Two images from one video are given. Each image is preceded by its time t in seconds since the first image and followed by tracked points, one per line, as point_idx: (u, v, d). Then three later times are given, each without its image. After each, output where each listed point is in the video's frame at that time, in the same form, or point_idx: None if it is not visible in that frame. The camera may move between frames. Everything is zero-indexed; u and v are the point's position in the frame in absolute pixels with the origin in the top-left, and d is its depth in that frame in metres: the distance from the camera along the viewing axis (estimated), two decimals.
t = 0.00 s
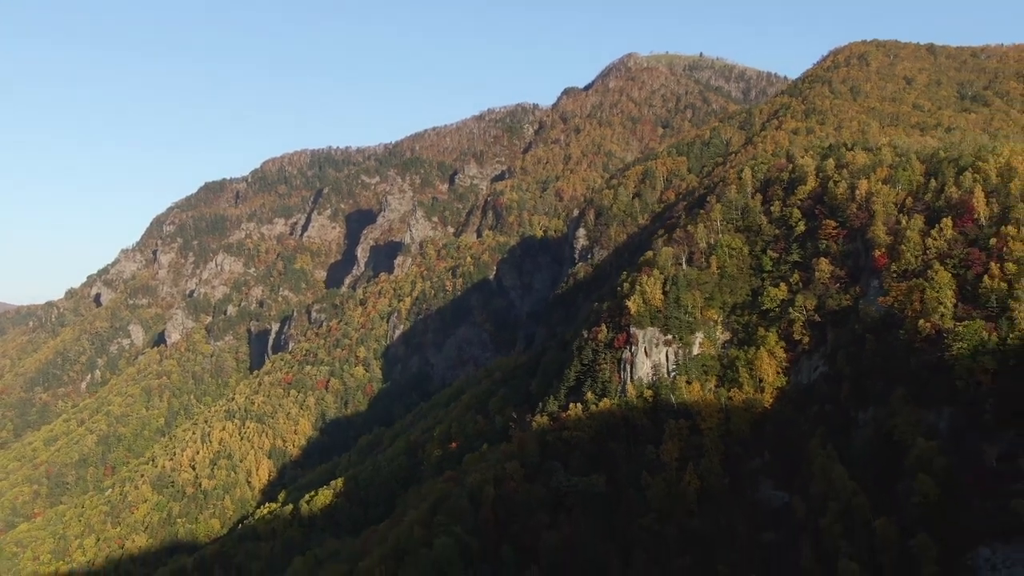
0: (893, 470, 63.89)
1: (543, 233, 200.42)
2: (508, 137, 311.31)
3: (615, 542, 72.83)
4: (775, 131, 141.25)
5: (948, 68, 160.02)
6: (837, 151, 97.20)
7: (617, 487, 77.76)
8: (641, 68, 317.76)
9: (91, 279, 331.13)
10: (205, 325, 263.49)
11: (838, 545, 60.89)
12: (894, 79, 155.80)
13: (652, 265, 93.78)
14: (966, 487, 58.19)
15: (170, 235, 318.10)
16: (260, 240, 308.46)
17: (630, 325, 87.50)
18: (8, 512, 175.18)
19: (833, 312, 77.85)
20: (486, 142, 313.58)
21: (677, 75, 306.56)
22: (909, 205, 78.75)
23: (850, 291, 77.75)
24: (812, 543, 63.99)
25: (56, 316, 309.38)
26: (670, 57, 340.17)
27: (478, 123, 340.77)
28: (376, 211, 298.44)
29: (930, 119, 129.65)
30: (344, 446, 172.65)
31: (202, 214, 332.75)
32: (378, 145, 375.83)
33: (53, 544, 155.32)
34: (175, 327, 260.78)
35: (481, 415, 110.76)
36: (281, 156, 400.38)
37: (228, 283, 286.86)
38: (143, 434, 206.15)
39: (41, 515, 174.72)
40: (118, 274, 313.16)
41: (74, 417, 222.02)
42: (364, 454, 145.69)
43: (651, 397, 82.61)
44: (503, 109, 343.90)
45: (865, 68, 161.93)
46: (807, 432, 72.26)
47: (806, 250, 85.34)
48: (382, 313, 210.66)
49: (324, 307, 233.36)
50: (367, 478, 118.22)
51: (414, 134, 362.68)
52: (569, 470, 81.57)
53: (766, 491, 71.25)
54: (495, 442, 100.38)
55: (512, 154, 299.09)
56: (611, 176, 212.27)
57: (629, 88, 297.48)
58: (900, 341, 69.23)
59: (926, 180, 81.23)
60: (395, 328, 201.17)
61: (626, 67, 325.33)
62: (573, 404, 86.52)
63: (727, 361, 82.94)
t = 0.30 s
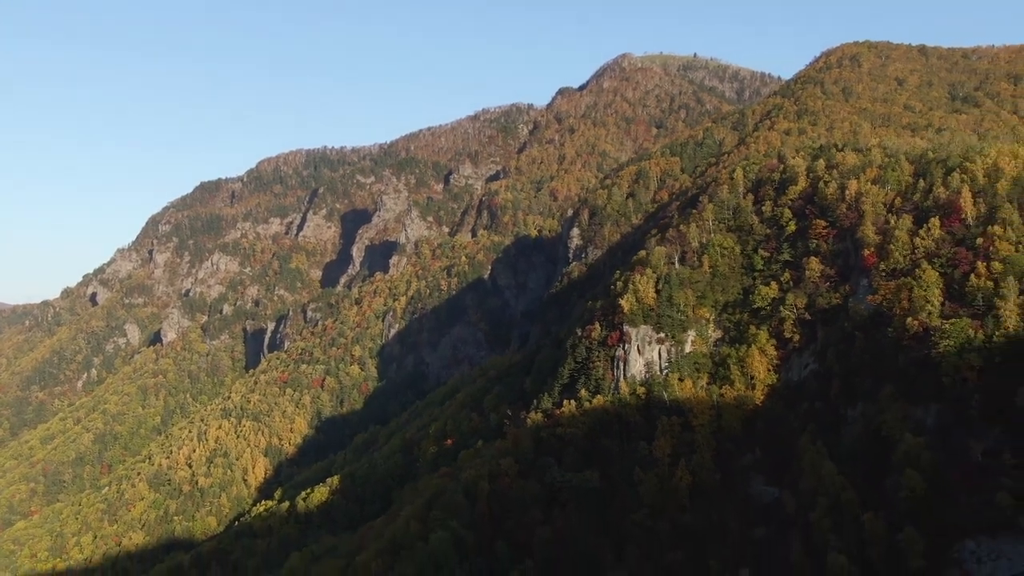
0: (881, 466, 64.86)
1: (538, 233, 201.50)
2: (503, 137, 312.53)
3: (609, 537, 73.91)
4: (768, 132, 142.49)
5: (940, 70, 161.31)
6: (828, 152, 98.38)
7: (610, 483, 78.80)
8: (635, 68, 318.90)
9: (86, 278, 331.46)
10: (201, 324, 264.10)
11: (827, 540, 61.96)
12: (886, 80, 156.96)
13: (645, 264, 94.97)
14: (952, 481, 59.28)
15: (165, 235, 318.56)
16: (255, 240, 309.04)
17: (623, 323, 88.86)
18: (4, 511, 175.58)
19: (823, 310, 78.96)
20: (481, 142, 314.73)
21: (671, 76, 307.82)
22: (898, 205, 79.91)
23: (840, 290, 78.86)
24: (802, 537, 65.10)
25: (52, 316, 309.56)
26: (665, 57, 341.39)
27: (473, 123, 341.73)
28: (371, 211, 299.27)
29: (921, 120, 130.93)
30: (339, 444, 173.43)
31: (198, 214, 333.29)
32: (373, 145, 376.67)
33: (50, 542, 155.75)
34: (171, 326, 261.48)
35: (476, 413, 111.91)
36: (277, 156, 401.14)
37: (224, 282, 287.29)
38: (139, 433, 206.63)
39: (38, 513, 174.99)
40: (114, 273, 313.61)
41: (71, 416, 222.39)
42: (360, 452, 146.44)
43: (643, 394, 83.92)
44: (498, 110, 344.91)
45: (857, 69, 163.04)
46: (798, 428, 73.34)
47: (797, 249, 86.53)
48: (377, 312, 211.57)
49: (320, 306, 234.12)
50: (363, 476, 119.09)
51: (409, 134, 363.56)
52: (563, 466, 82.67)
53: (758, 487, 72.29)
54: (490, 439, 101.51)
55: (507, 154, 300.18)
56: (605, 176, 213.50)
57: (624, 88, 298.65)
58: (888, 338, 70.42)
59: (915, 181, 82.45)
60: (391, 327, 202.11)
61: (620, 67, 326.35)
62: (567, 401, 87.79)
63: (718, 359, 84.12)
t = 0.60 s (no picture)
0: (869, 462, 65.91)
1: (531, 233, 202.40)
2: (496, 137, 313.46)
3: (601, 533, 74.99)
4: (759, 132, 143.72)
5: (930, 71, 162.68)
6: (818, 153, 99.59)
7: (603, 479, 79.93)
8: (628, 69, 319.83)
9: (81, 278, 331.73)
10: (195, 323, 264.60)
11: (816, 534, 63.05)
12: (877, 81, 158.18)
13: (637, 263, 96.18)
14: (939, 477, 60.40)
15: (160, 234, 319.04)
16: (250, 239, 309.61)
17: (616, 322, 90.08)
18: None
19: (812, 309, 80.08)
20: (474, 142, 315.67)
21: (664, 76, 308.91)
22: (886, 205, 81.17)
23: (829, 289, 80.01)
24: (790, 531, 66.20)
25: (47, 315, 309.73)
26: (658, 57, 342.22)
27: (467, 123, 342.57)
28: (366, 211, 299.99)
29: (911, 122, 132.25)
30: (334, 443, 174.28)
31: (192, 213, 333.77)
32: (367, 145, 377.40)
33: (46, 540, 156.26)
34: (166, 325, 261.97)
35: (470, 410, 113.02)
36: (271, 155, 401.45)
37: (218, 282, 287.68)
38: (134, 431, 207.08)
39: (33, 512, 175.30)
40: (109, 273, 314.01)
41: (65, 415, 222.73)
42: (354, 450, 147.21)
43: (635, 392, 85.14)
44: (491, 110, 345.85)
45: (848, 70, 164.30)
46: (787, 426, 74.39)
47: (787, 249, 87.76)
48: (372, 311, 212.39)
49: (314, 305, 234.89)
50: (357, 473, 119.96)
51: (403, 134, 364.40)
52: (556, 462, 83.77)
53: (748, 483, 73.36)
54: (484, 437, 102.62)
55: (501, 154, 301.20)
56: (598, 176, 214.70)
57: (617, 89, 299.72)
58: (875, 336, 71.53)
59: (903, 182, 83.73)
60: (385, 326, 203.03)
61: (613, 67, 327.30)
62: (560, 399, 88.99)
63: (709, 357, 85.32)
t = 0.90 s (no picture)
0: (853, 458, 67.04)
1: (522, 233, 203.56)
2: (488, 137, 314.79)
3: (591, 528, 76.28)
4: (748, 134, 145.16)
5: (917, 73, 164.45)
6: (804, 155, 101.00)
7: (593, 476, 81.07)
8: (618, 70, 321.20)
9: (72, 278, 331.54)
10: (187, 323, 264.95)
11: (800, 529, 64.27)
12: (864, 83, 159.76)
13: (627, 263, 97.55)
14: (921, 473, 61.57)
15: (151, 234, 319.36)
16: (241, 239, 310.08)
17: (606, 321, 91.41)
18: None
19: (798, 309, 81.33)
20: (466, 142, 316.79)
21: (655, 77, 310.32)
22: (871, 207, 82.60)
23: (815, 289, 81.29)
24: (776, 526, 67.33)
25: (38, 314, 309.50)
26: (649, 58, 343.73)
27: (458, 124, 343.47)
28: (357, 211, 300.63)
29: (897, 123, 133.88)
30: (326, 442, 175.08)
31: (183, 213, 334.14)
32: (358, 145, 378.03)
33: (38, 539, 156.60)
34: (157, 325, 262.30)
35: (461, 409, 114.23)
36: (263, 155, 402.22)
37: (210, 281, 287.93)
38: (125, 430, 207.35)
39: (25, 511, 175.58)
40: (100, 272, 314.23)
41: (57, 414, 222.77)
42: (346, 448, 148.01)
43: (625, 390, 86.43)
44: (482, 110, 346.89)
45: (835, 72, 165.87)
46: (774, 423, 75.52)
47: (774, 249, 89.15)
48: (363, 311, 213.28)
49: (306, 305, 235.60)
50: (350, 471, 120.81)
51: (394, 134, 365.15)
52: (546, 459, 84.97)
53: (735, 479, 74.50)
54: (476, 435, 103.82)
55: (492, 154, 302.54)
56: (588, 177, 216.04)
57: (607, 90, 301.19)
58: (860, 335, 72.55)
59: (887, 184, 85.20)
60: (376, 326, 204.00)
61: (604, 68, 328.69)
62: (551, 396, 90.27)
63: (697, 356, 86.68)
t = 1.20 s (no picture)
0: (835, 454, 68.13)
1: (511, 233, 204.64)
2: (477, 138, 315.82)
3: (581, 524, 77.60)
4: (735, 135, 146.59)
5: (902, 76, 166.21)
6: (789, 156, 102.42)
7: (581, 472, 82.25)
8: (607, 70, 322.46)
9: (60, 277, 331.29)
10: (176, 323, 265.14)
11: (784, 524, 65.55)
12: (850, 85, 161.36)
13: (615, 263, 98.91)
14: (902, 468, 62.74)
15: (140, 233, 319.69)
16: (231, 239, 310.33)
17: (594, 320, 92.70)
18: None
19: (784, 308, 82.59)
20: (455, 142, 317.74)
21: (643, 79, 311.87)
22: (855, 208, 83.96)
23: (800, 289, 82.55)
24: (761, 522, 68.53)
25: (26, 314, 308.85)
26: (638, 59, 345.16)
27: (448, 124, 344.22)
28: (347, 211, 301.29)
29: (882, 126, 135.50)
30: (316, 440, 175.82)
31: (173, 213, 334.67)
32: (348, 145, 378.51)
33: (27, 538, 156.60)
34: (147, 324, 262.45)
35: (451, 407, 115.32)
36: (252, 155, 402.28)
37: (199, 281, 288.06)
38: (115, 430, 207.38)
39: (14, 510, 175.35)
40: (89, 272, 314.73)
41: (46, 413, 222.49)
42: (336, 447, 148.72)
43: (613, 388, 87.71)
44: (472, 111, 347.82)
45: (822, 75, 167.41)
46: (759, 421, 76.66)
47: (760, 249, 90.52)
48: (353, 310, 214.04)
49: (296, 305, 236.23)
50: (340, 469, 121.52)
51: (384, 134, 365.85)
52: (535, 456, 86.11)
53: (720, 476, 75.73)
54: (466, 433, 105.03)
55: (482, 155, 303.52)
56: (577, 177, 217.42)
57: (596, 91, 302.53)
58: (843, 334, 73.60)
59: (871, 185, 86.76)
60: (366, 325, 204.90)
61: (593, 69, 330.04)
62: (540, 395, 91.56)
63: (684, 354, 88.04)
